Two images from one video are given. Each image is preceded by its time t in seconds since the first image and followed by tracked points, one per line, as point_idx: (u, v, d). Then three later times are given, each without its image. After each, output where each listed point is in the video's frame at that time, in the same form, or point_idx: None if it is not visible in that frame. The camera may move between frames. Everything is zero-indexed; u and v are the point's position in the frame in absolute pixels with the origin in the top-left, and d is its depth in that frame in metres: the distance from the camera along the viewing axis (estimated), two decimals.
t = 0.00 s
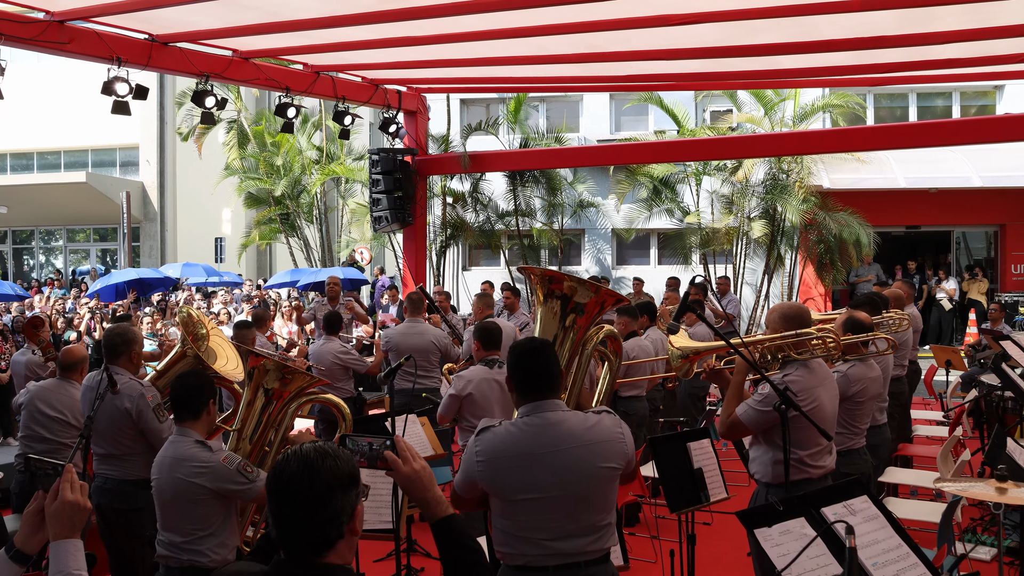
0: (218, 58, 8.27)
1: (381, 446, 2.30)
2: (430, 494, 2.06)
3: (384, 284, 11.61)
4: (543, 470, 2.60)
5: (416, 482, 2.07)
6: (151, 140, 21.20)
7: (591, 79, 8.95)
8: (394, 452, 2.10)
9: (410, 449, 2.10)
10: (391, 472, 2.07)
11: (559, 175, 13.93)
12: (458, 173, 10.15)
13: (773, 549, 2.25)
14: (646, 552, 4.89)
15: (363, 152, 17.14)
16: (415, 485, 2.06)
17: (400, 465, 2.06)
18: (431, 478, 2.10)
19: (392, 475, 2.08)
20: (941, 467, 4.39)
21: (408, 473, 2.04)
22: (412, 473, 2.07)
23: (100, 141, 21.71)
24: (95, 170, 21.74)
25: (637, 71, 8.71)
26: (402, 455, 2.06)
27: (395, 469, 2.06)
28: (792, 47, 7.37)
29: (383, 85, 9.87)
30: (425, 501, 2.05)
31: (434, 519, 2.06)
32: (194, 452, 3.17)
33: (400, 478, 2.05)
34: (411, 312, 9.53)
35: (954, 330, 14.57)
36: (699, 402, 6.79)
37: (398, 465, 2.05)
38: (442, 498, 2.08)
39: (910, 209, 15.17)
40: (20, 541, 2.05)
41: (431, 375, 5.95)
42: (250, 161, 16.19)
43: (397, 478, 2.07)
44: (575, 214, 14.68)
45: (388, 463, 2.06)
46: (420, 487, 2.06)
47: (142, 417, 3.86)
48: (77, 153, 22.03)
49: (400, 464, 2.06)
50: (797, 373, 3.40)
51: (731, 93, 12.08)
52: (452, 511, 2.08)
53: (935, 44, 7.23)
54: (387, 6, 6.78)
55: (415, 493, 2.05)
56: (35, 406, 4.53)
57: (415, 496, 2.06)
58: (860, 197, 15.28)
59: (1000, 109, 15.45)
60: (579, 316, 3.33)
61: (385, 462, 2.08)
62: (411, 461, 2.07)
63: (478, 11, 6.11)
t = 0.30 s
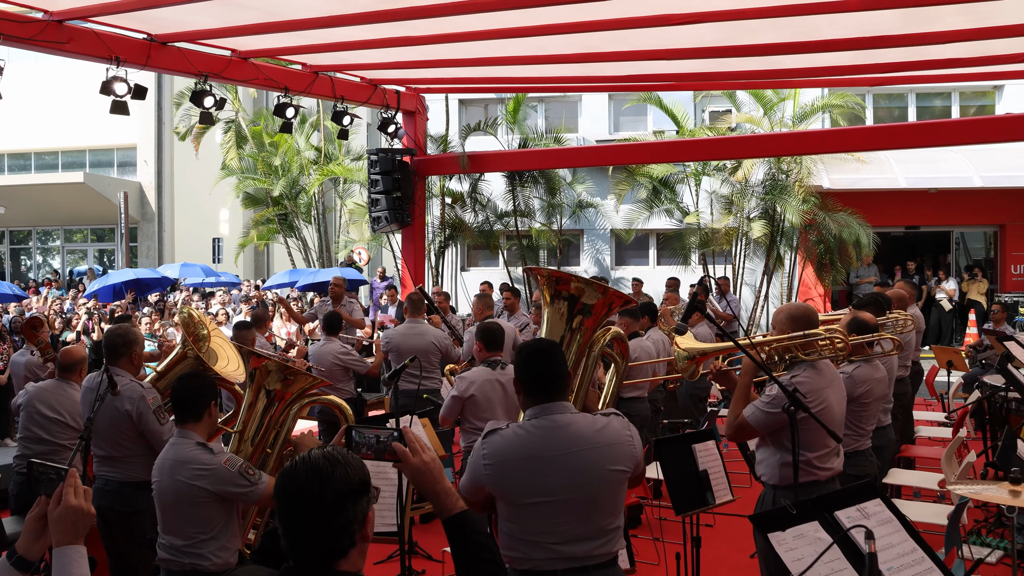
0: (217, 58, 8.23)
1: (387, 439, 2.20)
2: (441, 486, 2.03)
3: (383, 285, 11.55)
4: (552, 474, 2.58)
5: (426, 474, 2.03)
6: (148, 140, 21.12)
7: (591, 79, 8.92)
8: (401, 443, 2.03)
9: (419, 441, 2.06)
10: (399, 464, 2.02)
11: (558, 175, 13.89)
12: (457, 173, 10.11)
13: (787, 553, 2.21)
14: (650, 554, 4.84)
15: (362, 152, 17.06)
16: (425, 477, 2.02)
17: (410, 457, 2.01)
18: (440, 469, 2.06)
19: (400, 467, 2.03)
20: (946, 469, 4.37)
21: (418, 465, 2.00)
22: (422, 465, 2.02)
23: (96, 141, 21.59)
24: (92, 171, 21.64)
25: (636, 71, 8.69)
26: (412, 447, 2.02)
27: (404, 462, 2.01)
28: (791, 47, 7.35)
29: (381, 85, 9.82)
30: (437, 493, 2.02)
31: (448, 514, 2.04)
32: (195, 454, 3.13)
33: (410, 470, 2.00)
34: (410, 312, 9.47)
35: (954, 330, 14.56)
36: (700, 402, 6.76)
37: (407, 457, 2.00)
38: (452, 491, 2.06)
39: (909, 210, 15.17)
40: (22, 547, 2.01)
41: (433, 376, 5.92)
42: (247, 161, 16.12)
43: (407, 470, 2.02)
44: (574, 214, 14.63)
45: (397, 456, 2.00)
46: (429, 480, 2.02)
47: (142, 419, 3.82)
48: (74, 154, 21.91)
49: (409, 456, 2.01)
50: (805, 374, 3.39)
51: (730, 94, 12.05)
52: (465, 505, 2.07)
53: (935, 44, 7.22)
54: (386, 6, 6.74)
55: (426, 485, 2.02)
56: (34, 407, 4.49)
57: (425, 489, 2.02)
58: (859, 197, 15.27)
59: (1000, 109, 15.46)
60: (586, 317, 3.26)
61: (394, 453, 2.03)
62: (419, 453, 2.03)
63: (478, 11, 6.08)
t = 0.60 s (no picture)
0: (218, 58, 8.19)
1: (402, 430, 2.11)
2: (456, 480, 1.99)
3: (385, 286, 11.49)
4: (566, 475, 2.54)
5: (440, 466, 2.01)
6: (148, 141, 21.08)
7: (594, 78, 8.88)
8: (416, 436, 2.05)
9: (433, 433, 2.07)
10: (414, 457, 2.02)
11: (560, 175, 13.86)
12: (459, 173, 10.05)
13: (809, 558, 2.19)
14: (658, 557, 4.80)
15: (363, 153, 17.01)
16: (439, 469, 2.00)
17: (425, 449, 2.01)
18: (456, 464, 2.04)
19: (416, 461, 2.03)
20: (957, 472, 4.35)
21: (431, 457, 1.99)
22: (437, 457, 2.02)
23: (97, 142, 21.51)
24: (93, 171, 21.56)
25: (639, 70, 8.65)
26: (425, 438, 2.02)
27: (418, 453, 2.01)
28: (795, 46, 7.32)
29: (383, 85, 9.77)
30: (451, 486, 1.98)
31: (465, 510, 1.98)
32: (201, 456, 3.08)
33: (423, 462, 2.00)
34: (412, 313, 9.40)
35: (957, 330, 14.52)
36: (706, 403, 6.72)
37: (421, 448, 2.01)
38: (471, 489, 2.01)
39: (912, 210, 15.16)
40: (30, 552, 1.97)
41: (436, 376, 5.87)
42: (248, 161, 16.07)
43: (421, 462, 2.02)
44: (576, 214, 14.60)
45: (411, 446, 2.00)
46: (444, 472, 2.00)
47: (147, 420, 3.79)
48: (75, 154, 21.84)
49: (423, 448, 2.01)
50: (817, 374, 3.34)
51: (733, 93, 12.02)
52: (484, 503, 2.02)
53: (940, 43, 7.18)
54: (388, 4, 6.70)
55: (441, 478, 1.99)
56: (36, 408, 4.46)
57: (439, 481, 1.99)
58: (862, 197, 15.26)
59: (1003, 109, 15.44)
60: (599, 316, 3.22)
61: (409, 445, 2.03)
62: (434, 445, 2.02)
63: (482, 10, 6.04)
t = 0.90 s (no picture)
0: (229, 58, 8.18)
1: (433, 424, 2.08)
2: (491, 474, 1.96)
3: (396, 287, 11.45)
4: (595, 477, 2.50)
5: (474, 461, 1.98)
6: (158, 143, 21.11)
7: (605, 78, 8.84)
8: (449, 430, 2.00)
9: (467, 427, 2.03)
10: (448, 451, 1.98)
11: (570, 175, 13.83)
12: (470, 174, 10.00)
13: (848, 563, 2.17)
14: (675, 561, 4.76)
15: (372, 153, 16.97)
16: (473, 465, 1.97)
17: (458, 443, 1.97)
18: (490, 457, 2.01)
19: (448, 455, 1.99)
20: (980, 475, 4.30)
21: (465, 452, 1.96)
22: (470, 451, 1.98)
23: (105, 143, 21.49)
24: (102, 173, 21.55)
25: (651, 70, 8.61)
26: (459, 433, 1.98)
27: (452, 448, 1.97)
28: (809, 45, 7.26)
29: (393, 85, 9.74)
30: (486, 481, 1.96)
31: (501, 506, 1.95)
32: (223, 457, 3.05)
33: (456, 457, 1.96)
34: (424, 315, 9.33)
35: (972, 331, 14.42)
36: (721, 405, 6.67)
37: (455, 443, 1.97)
38: (507, 486, 1.97)
39: (925, 210, 15.09)
40: (58, 556, 1.93)
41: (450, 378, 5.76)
42: (257, 162, 16.06)
43: (454, 457, 1.98)
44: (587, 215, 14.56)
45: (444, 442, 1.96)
46: (478, 467, 1.97)
47: (165, 420, 3.77)
48: (84, 156, 21.83)
49: (457, 442, 1.97)
50: (844, 375, 3.34)
51: (744, 93, 11.97)
52: (522, 501, 1.98)
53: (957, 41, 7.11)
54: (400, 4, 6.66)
55: (475, 473, 1.97)
56: (53, 408, 4.45)
57: (473, 476, 1.97)
58: (875, 197, 15.18)
59: (1017, 108, 15.35)
60: (625, 317, 3.18)
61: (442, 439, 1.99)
62: (467, 440, 1.98)
63: (495, 9, 6.00)
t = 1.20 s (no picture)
0: (257, 59, 8.20)
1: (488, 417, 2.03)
2: (548, 467, 1.94)
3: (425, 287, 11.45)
4: (648, 480, 2.46)
5: (531, 453, 1.97)
6: (185, 144, 21.29)
7: (634, 76, 8.77)
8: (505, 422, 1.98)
9: (523, 420, 2.01)
10: (504, 444, 1.97)
11: (599, 175, 13.80)
12: (497, 173, 9.97)
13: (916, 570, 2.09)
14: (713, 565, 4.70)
15: (398, 153, 16.98)
16: (530, 456, 1.95)
17: (515, 434, 1.95)
18: (547, 451, 1.99)
19: (505, 448, 1.97)
20: None
21: (523, 443, 1.94)
22: (527, 443, 1.96)
23: (133, 145, 21.65)
24: (129, 174, 21.73)
25: (681, 67, 8.53)
26: (515, 424, 1.97)
27: (508, 440, 1.95)
28: (843, 41, 7.15)
29: (420, 85, 9.73)
30: (544, 473, 1.93)
31: (559, 500, 1.91)
32: (266, 457, 3.03)
33: (514, 448, 1.95)
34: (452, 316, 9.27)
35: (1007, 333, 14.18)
36: (755, 406, 6.59)
37: (511, 434, 1.95)
38: (566, 480, 1.95)
39: (958, 209, 14.87)
40: (111, 559, 1.90)
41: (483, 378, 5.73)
42: (284, 163, 16.14)
43: (511, 450, 1.97)
44: (615, 215, 14.49)
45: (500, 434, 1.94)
46: (535, 460, 1.95)
47: (204, 421, 3.80)
48: (112, 157, 21.98)
49: (514, 433, 1.95)
50: (895, 377, 3.25)
51: (774, 91, 11.87)
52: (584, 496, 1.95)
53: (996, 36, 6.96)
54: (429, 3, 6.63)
55: (532, 466, 1.95)
56: (89, 408, 4.45)
57: (530, 470, 1.94)
58: (907, 196, 14.99)
59: None
60: (673, 317, 3.10)
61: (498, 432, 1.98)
62: (524, 432, 1.96)
63: (525, 7, 5.95)
